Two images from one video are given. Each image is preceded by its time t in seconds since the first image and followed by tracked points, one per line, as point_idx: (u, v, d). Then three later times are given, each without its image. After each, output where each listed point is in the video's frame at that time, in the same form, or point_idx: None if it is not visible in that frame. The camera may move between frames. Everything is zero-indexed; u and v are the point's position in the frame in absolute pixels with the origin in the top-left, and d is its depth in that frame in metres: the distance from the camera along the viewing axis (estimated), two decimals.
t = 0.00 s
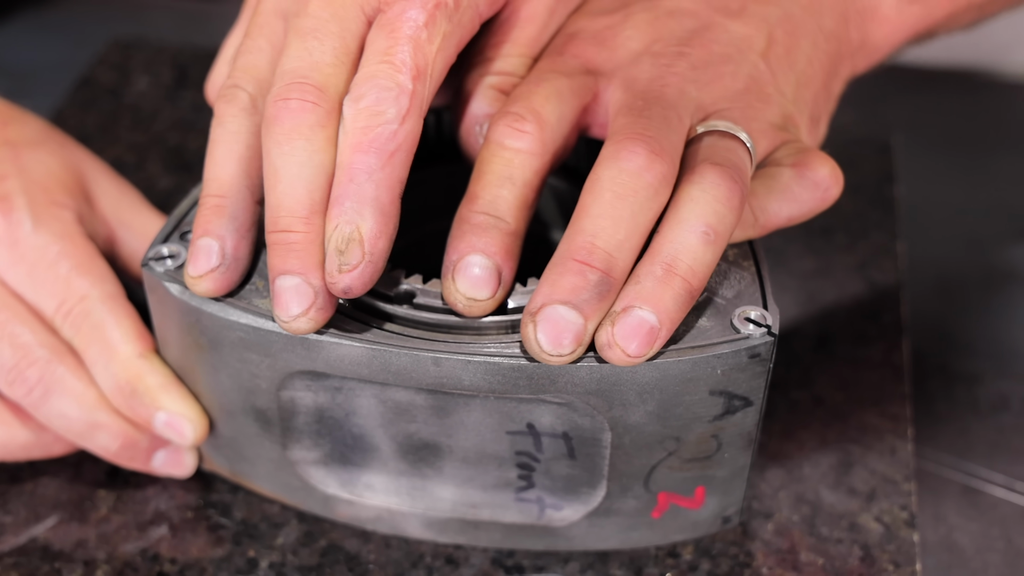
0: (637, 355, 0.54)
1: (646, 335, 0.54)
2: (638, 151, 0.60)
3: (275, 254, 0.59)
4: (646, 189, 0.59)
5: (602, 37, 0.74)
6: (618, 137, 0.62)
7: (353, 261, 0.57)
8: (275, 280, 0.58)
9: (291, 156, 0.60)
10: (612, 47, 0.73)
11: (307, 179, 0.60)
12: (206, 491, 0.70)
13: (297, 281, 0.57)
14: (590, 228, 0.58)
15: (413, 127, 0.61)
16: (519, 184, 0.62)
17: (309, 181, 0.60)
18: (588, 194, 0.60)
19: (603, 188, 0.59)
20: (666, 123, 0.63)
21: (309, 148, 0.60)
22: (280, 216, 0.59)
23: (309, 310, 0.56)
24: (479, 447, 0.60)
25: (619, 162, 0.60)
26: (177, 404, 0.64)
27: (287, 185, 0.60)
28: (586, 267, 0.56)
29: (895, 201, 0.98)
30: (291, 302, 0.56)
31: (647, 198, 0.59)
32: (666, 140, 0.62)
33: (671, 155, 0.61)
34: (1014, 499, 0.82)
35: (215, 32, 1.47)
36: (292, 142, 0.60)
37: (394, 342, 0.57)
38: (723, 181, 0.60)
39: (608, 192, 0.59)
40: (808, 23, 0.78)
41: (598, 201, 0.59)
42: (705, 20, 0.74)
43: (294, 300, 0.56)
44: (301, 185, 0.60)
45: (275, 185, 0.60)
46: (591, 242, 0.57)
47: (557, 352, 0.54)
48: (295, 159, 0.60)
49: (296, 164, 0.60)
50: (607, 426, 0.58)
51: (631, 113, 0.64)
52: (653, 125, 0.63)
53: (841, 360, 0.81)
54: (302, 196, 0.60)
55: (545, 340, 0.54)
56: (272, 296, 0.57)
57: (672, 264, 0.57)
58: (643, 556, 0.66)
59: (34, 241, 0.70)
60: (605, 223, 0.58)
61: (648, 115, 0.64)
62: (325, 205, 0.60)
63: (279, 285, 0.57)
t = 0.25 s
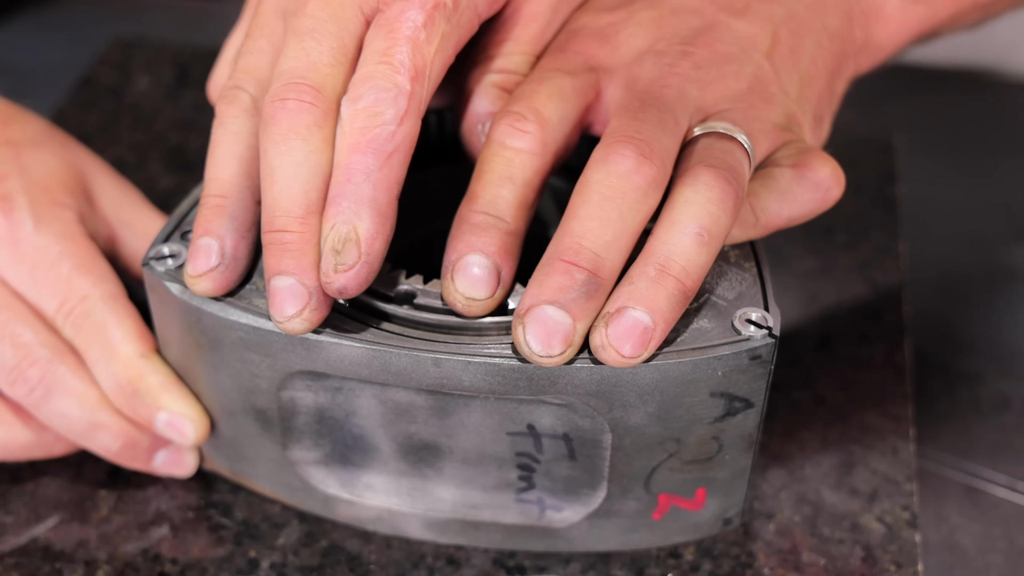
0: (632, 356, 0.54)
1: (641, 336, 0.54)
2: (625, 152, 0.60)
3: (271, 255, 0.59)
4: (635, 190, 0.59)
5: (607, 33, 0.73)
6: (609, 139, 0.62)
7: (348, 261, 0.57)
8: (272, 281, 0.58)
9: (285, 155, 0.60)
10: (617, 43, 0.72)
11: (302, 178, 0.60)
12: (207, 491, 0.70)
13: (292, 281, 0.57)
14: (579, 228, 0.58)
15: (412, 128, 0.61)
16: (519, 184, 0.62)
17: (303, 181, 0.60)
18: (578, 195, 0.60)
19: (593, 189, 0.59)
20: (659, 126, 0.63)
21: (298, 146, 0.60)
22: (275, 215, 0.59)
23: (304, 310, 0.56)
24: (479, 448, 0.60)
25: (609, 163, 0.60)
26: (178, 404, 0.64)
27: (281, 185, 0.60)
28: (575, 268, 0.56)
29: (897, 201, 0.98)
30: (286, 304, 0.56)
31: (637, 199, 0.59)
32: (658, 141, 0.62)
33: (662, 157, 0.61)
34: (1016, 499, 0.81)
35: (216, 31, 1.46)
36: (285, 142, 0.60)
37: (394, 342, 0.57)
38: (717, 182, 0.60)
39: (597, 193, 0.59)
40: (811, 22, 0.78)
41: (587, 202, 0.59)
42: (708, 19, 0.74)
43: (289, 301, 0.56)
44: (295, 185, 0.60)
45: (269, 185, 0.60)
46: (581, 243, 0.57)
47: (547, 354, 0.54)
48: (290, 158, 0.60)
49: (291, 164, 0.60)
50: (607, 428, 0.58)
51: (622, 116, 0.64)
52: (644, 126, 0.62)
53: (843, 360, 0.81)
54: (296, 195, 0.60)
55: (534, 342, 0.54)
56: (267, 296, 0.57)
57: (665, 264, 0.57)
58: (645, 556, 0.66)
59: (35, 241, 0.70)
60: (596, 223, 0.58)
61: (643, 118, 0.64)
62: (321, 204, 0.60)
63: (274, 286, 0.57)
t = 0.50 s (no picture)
0: (636, 355, 0.54)
1: (645, 334, 0.54)
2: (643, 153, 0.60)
3: (275, 253, 0.59)
4: (649, 191, 0.60)
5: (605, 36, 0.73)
6: (624, 139, 0.62)
7: (354, 260, 0.57)
8: (273, 280, 0.58)
9: (292, 156, 0.60)
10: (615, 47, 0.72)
11: (308, 178, 0.60)
12: (206, 492, 0.70)
13: (295, 280, 0.57)
14: (592, 228, 0.58)
15: (415, 129, 0.61)
16: (519, 188, 0.63)
17: (309, 181, 0.60)
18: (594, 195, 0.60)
19: (608, 191, 0.59)
20: (670, 125, 0.63)
21: (308, 147, 0.60)
22: (280, 216, 0.59)
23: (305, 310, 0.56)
24: (477, 448, 0.60)
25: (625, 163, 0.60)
26: (177, 404, 0.64)
27: (288, 186, 0.60)
28: (587, 267, 0.57)
29: (896, 201, 0.98)
30: (287, 304, 0.56)
31: (650, 200, 0.59)
32: (670, 141, 0.62)
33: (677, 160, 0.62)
34: (1015, 499, 0.81)
35: (216, 31, 1.46)
36: (292, 142, 0.60)
37: (393, 343, 0.56)
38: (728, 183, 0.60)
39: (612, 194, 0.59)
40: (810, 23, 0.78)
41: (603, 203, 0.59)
42: (708, 23, 0.74)
43: (291, 301, 0.56)
44: (302, 185, 0.60)
45: (275, 185, 0.60)
46: (593, 242, 0.58)
47: (556, 353, 0.54)
48: (295, 158, 0.60)
49: (297, 164, 0.60)
50: (605, 428, 0.57)
51: (636, 115, 0.64)
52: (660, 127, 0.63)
53: (842, 361, 0.81)
54: (301, 195, 0.60)
55: (544, 341, 0.54)
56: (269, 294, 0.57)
57: (673, 264, 0.57)
58: (643, 557, 0.66)
59: (33, 241, 0.70)
60: (608, 223, 0.58)
61: (655, 117, 0.64)
62: (326, 204, 0.60)
63: (276, 284, 0.57)
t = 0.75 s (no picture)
0: (636, 354, 0.54)
1: (645, 333, 0.54)
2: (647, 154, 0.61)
3: (283, 249, 0.59)
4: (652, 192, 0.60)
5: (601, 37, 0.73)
6: (626, 140, 0.62)
7: (365, 258, 0.57)
8: (279, 272, 0.58)
9: (302, 155, 0.60)
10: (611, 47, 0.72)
11: (318, 177, 0.60)
12: (205, 492, 0.70)
13: (301, 275, 0.57)
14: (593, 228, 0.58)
15: (424, 127, 0.61)
16: (526, 189, 0.63)
17: (320, 180, 0.60)
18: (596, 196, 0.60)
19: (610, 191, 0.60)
20: (673, 123, 0.64)
21: (319, 144, 0.60)
22: (289, 215, 0.59)
23: (306, 306, 0.56)
24: (476, 449, 0.60)
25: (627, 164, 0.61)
26: (176, 405, 0.64)
27: (298, 184, 0.60)
28: (587, 267, 0.56)
29: (896, 200, 0.98)
30: (290, 299, 0.56)
31: (651, 200, 0.60)
32: (671, 142, 0.63)
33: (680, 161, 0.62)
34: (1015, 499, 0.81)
35: (216, 30, 1.46)
36: (303, 141, 0.60)
37: (392, 344, 0.56)
38: (727, 186, 0.61)
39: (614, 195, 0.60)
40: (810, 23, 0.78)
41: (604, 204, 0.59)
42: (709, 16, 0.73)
43: (294, 296, 0.56)
44: (311, 184, 0.60)
45: (286, 183, 0.60)
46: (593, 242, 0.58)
47: (557, 351, 0.53)
48: (305, 157, 0.60)
49: (307, 163, 0.60)
50: (604, 429, 0.57)
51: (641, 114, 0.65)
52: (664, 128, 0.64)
53: (842, 361, 0.81)
54: (311, 193, 0.60)
55: (545, 339, 0.54)
56: (273, 288, 0.57)
57: (672, 264, 0.58)
58: (643, 557, 0.66)
59: (32, 242, 0.70)
60: (609, 222, 0.58)
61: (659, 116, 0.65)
62: (332, 203, 0.60)
63: (281, 278, 0.57)
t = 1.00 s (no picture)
0: (637, 339, 0.54)
1: (643, 319, 0.55)
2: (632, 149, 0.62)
3: (301, 241, 0.60)
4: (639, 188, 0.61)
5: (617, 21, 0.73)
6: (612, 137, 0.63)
7: (384, 247, 0.59)
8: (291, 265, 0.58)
9: (325, 154, 0.62)
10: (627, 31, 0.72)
11: (339, 176, 0.62)
12: (206, 494, 0.70)
13: (309, 269, 0.58)
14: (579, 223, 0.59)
15: (441, 126, 0.63)
16: (562, 175, 0.64)
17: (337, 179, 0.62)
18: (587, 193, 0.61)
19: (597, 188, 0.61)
20: (663, 120, 0.65)
21: (338, 145, 0.62)
22: (308, 211, 0.61)
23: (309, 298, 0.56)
24: (478, 450, 0.60)
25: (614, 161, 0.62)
26: (178, 407, 0.64)
27: (319, 181, 0.62)
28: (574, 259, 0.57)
29: (896, 202, 0.98)
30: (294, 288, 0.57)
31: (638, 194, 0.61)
32: (660, 140, 0.64)
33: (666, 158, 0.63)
34: (1015, 500, 0.81)
35: (217, 31, 1.46)
36: (327, 142, 0.62)
37: (393, 345, 0.57)
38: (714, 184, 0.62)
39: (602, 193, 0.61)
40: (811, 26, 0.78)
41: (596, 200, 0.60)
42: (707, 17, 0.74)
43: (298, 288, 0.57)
44: (331, 181, 0.62)
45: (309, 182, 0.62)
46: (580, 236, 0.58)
47: (559, 341, 0.54)
48: (328, 158, 0.62)
49: (329, 163, 0.62)
50: (605, 430, 0.57)
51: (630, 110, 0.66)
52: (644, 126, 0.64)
53: (842, 361, 0.81)
54: (329, 191, 0.61)
55: (547, 330, 0.54)
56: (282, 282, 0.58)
57: (659, 254, 0.58)
58: (643, 559, 0.66)
59: (32, 244, 0.70)
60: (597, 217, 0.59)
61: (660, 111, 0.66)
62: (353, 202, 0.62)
63: (290, 272, 0.58)
